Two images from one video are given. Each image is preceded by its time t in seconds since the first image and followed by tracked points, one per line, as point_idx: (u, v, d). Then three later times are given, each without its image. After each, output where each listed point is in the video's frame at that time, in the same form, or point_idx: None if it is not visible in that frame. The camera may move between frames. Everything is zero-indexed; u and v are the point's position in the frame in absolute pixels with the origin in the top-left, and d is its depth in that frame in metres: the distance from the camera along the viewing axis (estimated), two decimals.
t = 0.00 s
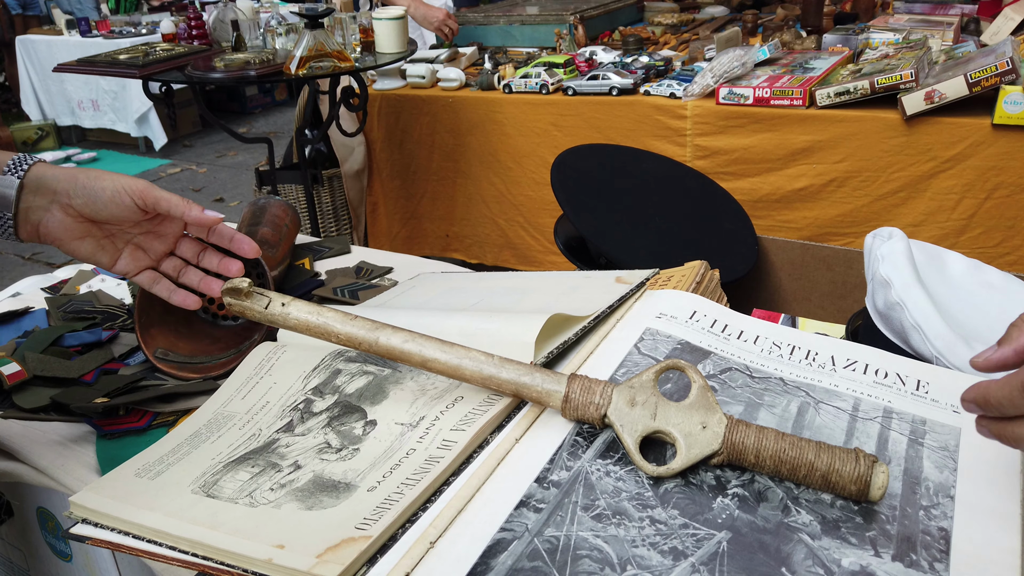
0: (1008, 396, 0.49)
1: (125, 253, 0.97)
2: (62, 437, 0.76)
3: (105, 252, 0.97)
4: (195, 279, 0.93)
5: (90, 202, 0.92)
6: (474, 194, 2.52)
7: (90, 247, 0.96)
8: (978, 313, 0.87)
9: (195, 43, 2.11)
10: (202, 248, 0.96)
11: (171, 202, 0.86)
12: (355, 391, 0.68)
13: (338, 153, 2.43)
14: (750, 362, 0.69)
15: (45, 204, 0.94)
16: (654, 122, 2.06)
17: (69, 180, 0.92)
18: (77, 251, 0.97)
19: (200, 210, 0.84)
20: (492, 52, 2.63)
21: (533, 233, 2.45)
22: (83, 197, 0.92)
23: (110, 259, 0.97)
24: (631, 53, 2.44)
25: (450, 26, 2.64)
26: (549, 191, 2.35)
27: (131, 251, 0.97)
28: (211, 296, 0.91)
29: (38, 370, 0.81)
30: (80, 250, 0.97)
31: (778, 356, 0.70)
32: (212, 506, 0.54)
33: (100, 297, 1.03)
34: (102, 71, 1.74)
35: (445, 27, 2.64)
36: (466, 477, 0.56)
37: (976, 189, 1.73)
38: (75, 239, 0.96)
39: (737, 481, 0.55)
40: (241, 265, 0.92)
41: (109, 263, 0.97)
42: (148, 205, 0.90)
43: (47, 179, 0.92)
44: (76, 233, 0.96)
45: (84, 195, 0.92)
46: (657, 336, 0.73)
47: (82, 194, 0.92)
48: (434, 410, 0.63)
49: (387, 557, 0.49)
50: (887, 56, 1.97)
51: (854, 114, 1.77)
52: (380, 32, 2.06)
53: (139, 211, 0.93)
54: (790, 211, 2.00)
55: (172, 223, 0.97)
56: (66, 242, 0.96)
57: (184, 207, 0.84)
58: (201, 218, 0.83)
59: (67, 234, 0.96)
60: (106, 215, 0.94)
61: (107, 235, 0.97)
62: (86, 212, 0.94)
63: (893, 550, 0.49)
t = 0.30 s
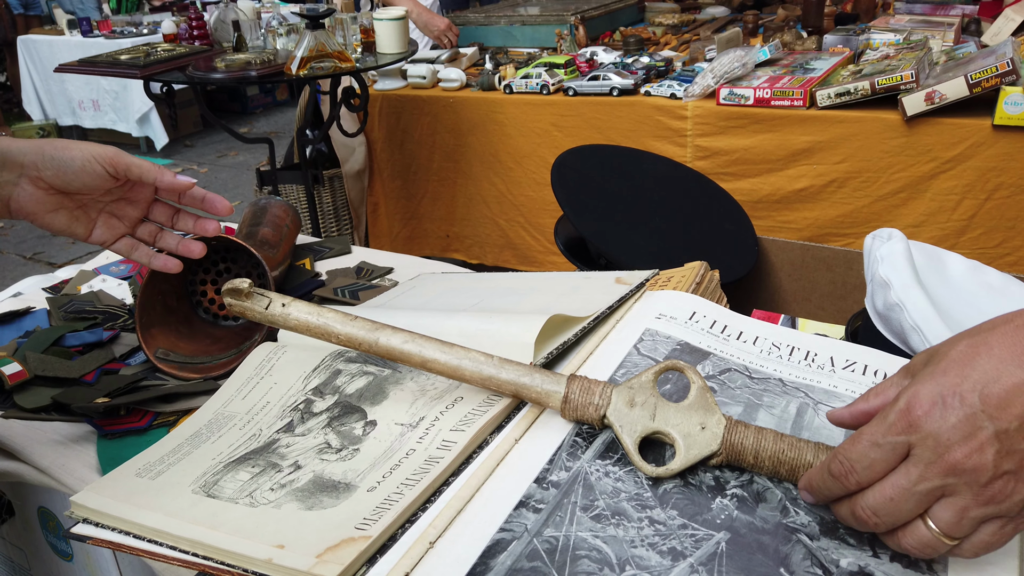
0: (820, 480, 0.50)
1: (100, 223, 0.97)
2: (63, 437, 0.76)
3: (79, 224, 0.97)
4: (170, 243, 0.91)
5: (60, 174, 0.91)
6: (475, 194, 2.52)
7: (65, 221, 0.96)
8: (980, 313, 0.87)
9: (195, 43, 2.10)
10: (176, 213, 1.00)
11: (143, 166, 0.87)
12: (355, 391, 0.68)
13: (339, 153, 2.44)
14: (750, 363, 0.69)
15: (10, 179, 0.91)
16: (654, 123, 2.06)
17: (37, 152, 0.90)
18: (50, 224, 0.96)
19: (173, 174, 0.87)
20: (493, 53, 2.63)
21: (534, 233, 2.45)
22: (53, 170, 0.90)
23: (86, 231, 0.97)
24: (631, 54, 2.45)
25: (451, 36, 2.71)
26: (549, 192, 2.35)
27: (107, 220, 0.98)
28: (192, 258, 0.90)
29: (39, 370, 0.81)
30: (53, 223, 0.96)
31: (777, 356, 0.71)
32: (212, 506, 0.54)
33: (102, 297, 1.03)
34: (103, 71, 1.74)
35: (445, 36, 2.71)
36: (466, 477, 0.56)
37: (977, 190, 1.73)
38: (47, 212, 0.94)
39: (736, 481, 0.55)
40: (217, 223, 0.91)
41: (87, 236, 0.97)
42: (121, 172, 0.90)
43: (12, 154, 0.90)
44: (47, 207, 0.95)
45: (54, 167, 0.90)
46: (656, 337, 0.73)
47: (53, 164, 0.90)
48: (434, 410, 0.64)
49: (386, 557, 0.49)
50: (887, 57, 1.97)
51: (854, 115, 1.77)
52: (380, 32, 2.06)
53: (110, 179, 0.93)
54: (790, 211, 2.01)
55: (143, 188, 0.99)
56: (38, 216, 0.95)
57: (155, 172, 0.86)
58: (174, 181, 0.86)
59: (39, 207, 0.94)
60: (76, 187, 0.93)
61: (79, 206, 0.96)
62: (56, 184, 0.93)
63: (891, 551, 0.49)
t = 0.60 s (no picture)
0: (802, 460, 0.52)
1: (69, 219, 0.98)
2: (65, 437, 0.76)
3: (45, 221, 0.97)
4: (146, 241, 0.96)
5: (21, 169, 0.88)
6: (476, 194, 2.52)
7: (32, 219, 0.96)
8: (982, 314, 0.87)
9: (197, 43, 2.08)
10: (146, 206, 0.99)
11: (109, 161, 0.82)
12: (357, 392, 0.68)
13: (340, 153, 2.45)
14: (752, 364, 0.69)
15: None
16: (656, 123, 2.06)
17: None
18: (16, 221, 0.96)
19: (140, 168, 0.82)
20: (494, 52, 2.63)
21: (535, 233, 2.45)
22: (13, 163, 0.88)
23: (54, 227, 0.97)
24: (633, 54, 2.45)
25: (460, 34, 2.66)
26: (551, 192, 2.35)
27: (77, 216, 0.98)
28: (169, 253, 0.87)
29: (41, 370, 0.81)
30: (20, 220, 0.95)
31: (779, 357, 0.71)
32: (215, 506, 0.54)
33: (104, 297, 1.03)
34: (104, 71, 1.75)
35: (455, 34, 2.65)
36: (468, 478, 0.56)
37: (979, 190, 1.73)
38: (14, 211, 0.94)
39: (739, 482, 0.55)
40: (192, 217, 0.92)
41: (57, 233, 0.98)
42: (84, 165, 0.87)
43: None
44: (11, 203, 0.94)
45: (13, 162, 0.87)
46: (659, 337, 0.73)
47: (12, 159, 0.87)
48: (436, 410, 0.63)
49: (389, 557, 0.49)
50: (890, 57, 1.96)
51: (856, 115, 1.77)
52: (381, 32, 2.06)
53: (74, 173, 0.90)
54: (791, 212, 2.00)
55: (111, 181, 0.98)
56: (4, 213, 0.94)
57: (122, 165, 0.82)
58: (143, 177, 0.82)
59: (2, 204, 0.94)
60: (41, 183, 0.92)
61: (45, 202, 0.96)
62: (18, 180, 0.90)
63: (895, 552, 0.49)
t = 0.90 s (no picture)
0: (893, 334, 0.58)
1: (45, 221, 0.99)
2: (67, 439, 0.76)
3: (21, 223, 0.98)
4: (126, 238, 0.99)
5: None
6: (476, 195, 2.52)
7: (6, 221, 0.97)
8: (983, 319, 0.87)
9: (199, 44, 2.10)
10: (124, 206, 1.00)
11: (83, 162, 0.84)
12: (360, 398, 0.67)
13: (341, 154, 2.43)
14: (754, 368, 0.69)
15: None
16: (657, 124, 2.06)
17: None
18: None
19: (115, 169, 0.83)
20: (495, 53, 2.64)
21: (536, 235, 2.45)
22: None
23: (30, 230, 0.99)
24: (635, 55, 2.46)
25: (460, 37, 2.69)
26: (552, 193, 2.35)
27: (51, 218, 0.99)
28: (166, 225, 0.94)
29: (43, 372, 0.82)
30: None
31: (781, 361, 0.71)
32: (216, 510, 0.55)
33: (105, 299, 1.03)
34: (106, 74, 1.75)
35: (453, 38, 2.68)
36: (469, 483, 0.56)
37: (980, 192, 1.73)
38: None
39: (741, 487, 0.55)
40: (172, 216, 0.94)
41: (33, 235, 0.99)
42: (57, 167, 0.87)
43: None
44: None
45: None
46: (660, 341, 0.73)
47: None
48: (438, 414, 0.63)
49: (389, 562, 0.49)
50: (892, 58, 1.96)
51: (857, 116, 1.77)
52: (383, 34, 2.06)
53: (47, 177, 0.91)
54: (793, 213, 2.00)
55: (86, 182, 0.99)
56: None
57: (97, 166, 0.83)
58: (118, 177, 0.83)
59: None
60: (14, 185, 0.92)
61: (19, 205, 0.97)
62: None
63: (895, 557, 0.49)
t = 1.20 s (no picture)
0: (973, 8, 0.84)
1: (39, 240, 1.00)
2: (72, 464, 0.78)
3: (15, 243, 0.99)
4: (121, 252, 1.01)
5: None
6: (476, 205, 2.54)
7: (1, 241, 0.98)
8: (972, 345, 0.89)
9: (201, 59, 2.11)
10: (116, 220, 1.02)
11: (74, 180, 0.85)
12: (359, 428, 0.68)
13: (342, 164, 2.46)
14: (744, 398, 0.71)
15: None
16: (655, 137, 2.08)
17: None
18: None
19: (106, 186, 0.84)
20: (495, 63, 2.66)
21: (535, 245, 2.46)
22: None
23: (25, 249, 1.00)
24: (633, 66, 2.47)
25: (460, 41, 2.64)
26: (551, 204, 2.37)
27: (45, 235, 1.00)
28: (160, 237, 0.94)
29: (48, 396, 0.83)
30: None
31: (771, 391, 0.72)
32: (218, 543, 0.56)
33: (109, 320, 1.05)
34: (110, 90, 1.77)
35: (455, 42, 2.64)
36: (465, 517, 0.58)
37: (975, 207, 1.75)
38: None
39: (729, 521, 0.56)
40: (165, 228, 0.94)
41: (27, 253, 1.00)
42: (47, 186, 0.88)
43: None
44: None
45: None
46: (653, 371, 0.74)
47: None
48: (435, 447, 0.64)
49: None
50: (889, 72, 1.98)
51: (853, 131, 1.79)
52: (384, 49, 2.08)
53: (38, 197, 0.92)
54: (789, 226, 2.02)
55: (77, 198, 1.00)
56: None
57: (88, 184, 0.84)
58: (109, 195, 0.84)
59: None
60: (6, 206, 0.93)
61: (12, 225, 0.98)
62: None
63: None
